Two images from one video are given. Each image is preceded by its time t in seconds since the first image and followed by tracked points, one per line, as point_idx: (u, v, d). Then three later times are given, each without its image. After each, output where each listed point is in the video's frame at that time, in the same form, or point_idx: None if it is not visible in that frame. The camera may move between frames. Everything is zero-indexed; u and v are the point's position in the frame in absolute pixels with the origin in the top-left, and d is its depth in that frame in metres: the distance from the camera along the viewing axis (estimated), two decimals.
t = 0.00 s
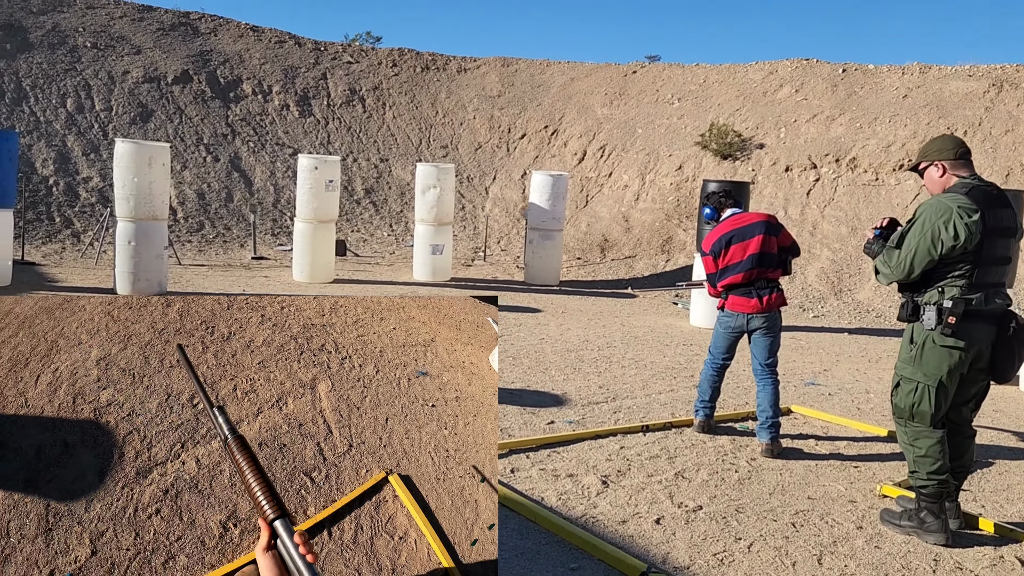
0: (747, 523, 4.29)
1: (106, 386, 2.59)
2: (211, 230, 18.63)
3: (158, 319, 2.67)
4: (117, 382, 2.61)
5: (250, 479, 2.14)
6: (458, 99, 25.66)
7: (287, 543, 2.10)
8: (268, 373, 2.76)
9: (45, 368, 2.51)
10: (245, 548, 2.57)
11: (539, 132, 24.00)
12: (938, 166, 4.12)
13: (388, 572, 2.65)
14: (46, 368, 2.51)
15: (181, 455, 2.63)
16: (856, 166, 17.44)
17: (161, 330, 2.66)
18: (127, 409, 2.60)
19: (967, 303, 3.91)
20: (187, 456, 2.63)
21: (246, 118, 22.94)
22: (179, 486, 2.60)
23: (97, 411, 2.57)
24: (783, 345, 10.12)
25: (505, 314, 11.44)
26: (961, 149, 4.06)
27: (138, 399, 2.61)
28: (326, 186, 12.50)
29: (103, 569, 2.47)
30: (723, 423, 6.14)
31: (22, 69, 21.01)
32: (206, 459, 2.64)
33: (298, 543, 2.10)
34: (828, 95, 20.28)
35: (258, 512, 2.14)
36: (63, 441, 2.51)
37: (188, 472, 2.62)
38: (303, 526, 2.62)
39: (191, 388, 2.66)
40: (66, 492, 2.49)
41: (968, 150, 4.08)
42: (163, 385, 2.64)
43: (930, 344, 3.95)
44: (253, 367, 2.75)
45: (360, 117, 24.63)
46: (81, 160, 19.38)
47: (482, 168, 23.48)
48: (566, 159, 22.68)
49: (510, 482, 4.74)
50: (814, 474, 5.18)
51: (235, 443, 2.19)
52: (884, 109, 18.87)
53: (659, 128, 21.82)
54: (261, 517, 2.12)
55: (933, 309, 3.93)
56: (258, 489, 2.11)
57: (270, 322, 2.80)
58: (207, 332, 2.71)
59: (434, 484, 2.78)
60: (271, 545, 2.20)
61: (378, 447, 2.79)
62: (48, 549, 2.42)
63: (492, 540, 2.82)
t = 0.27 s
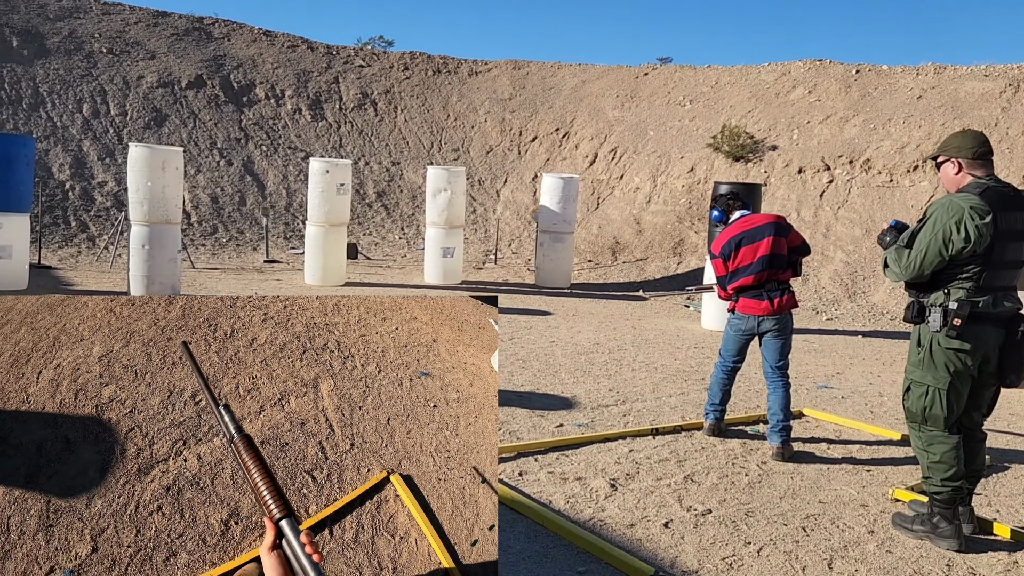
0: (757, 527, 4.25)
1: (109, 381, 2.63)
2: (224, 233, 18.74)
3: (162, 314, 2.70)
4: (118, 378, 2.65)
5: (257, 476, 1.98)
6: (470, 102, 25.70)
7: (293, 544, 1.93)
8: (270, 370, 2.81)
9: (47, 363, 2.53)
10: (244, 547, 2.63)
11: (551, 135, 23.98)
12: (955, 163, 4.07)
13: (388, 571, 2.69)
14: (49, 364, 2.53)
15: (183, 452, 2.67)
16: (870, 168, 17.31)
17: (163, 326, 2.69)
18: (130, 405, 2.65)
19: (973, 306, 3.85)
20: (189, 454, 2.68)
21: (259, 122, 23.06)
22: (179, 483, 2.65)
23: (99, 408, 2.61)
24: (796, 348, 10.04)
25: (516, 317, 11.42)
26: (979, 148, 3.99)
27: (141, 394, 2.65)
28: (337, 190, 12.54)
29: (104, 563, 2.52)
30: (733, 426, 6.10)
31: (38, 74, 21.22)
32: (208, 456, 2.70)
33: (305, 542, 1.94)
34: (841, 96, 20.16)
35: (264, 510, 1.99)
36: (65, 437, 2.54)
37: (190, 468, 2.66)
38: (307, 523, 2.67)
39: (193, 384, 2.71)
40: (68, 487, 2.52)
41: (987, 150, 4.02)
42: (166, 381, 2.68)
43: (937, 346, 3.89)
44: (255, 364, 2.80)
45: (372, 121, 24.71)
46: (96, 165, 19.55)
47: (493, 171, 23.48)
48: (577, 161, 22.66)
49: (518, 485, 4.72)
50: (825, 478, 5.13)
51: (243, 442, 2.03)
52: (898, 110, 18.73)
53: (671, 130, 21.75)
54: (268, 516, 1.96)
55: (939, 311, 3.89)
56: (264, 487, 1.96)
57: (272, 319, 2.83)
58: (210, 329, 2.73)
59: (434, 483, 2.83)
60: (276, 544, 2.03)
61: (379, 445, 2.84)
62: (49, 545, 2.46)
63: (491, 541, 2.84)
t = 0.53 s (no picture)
0: (766, 524, 4.25)
1: (108, 379, 3.32)
2: (234, 234, 18.78)
3: (162, 317, 3.44)
4: (118, 374, 3.33)
5: (257, 477, 1.99)
6: (478, 102, 25.73)
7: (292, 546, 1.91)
8: (271, 371, 3.48)
9: (48, 362, 3.20)
10: (243, 544, 3.22)
11: (558, 134, 23.99)
12: (967, 157, 4.07)
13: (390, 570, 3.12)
14: (49, 363, 3.20)
15: (183, 450, 3.32)
16: (879, 166, 17.25)
17: (161, 329, 3.40)
18: (128, 403, 3.32)
19: (979, 303, 3.84)
20: (189, 451, 3.33)
21: (267, 124, 23.15)
22: (178, 481, 3.27)
23: (99, 405, 3.28)
24: (804, 347, 10.03)
25: (524, 316, 11.44)
26: (991, 141, 3.97)
27: (142, 393, 3.33)
28: (345, 190, 12.59)
29: (102, 562, 3.14)
30: (742, 425, 6.09)
31: (50, 78, 21.37)
32: (205, 453, 3.34)
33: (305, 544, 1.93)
34: (850, 94, 20.09)
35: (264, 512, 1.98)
36: (64, 434, 3.20)
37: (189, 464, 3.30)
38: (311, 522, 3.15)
39: (191, 385, 3.40)
40: (67, 485, 3.15)
41: (999, 143, 4.00)
42: (167, 379, 3.38)
43: (943, 345, 3.92)
44: (257, 364, 3.48)
45: (380, 121, 24.77)
46: (107, 167, 19.64)
47: (501, 171, 23.50)
48: (585, 161, 22.66)
49: (528, 482, 4.73)
50: (835, 476, 5.12)
51: (243, 444, 2.05)
52: (908, 108, 18.65)
53: (679, 129, 21.72)
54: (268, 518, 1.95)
55: (943, 309, 3.91)
56: (263, 488, 1.95)
57: (275, 319, 3.57)
58: (210, 329, 3.46)
59: (434, 484, 3.32)
60: (276, 547, 2.07)
61: (377, 444, 3.42)
62: (50, 541, 3.07)
63: (490, 542, 3.25)
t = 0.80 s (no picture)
0: (769, 518, 4.32)
1: (109, 376, 3.18)
2: (236, 235, 18.90)
3: (164, 313, 3.23)
4: (119, 372, 3.18)
5: (264, 486, 1.96)
6: (478, 102, 25.82)
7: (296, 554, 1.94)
8: (272, 369, 3.29)
9: (48, 358, 3.05)
10: (244, 543, 3.11)
11: (559, 134, 24.07)
12: (977, 154, 4.15)
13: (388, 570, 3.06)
14: (49, 359, 3.05)
15: (184, 448, 3.17)
16: (879, 165, 17.32)
17: (162, 325, 3.21)
18: (130, 401, 3.17)
19: (981, 300, 3.91)
20: (190, 450, 3.18)
21: (269, 125, 23.24)
22: (179, 480, 3.14)
23: (99, 403, 3.14)
24: (806, 344, 10.08)
25: (526, 315, 11.50)
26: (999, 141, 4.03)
27: (143, 391, 3.17)
28: (347, 191, 12.62)
29: (102, 560, 3.02)
30: (745, 421, 6.16)
31: (52, 78, 21.40)
32: (207, 451, 3.19)
33: (309, 554, 1.94)
34: (850, 94, 20.17)
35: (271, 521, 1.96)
36: (64, 432, 3.07)
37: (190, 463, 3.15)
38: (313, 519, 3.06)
39: (194, 382, 3.23)
40: (67, 483, 3.04)
41: (1010, 143, 4.05)
42: (168, 376, 3.21)
43: (945, 340, 4.00)
44: (257, 363, 3.29)
45: (381, 122, 24.85)
46: (110, 168, 19.74)
47: (502, 171, 23.57)
48: (586, 160, 22.73)
49: (534, 478, 4.80)
50: (836, 471, 5.19)
51: (250, 452, 1.99)
52: (907, 107, 18.73)
53: (679, 129, 21.79)
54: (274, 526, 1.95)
55: (945, 305, 4.00)
56: (271, 497, 1.93)
57: (275, 318, 3.35)
58: (212, 326, 3.26)
59: (435, 485, 3.20)
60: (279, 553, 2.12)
61: (378, 445, 3.25)
62: (48, 540, 2.98)
63: (490, 543, 3.19)
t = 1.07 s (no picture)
0: (768, 514, 4.39)
1: (106, 374, 3.34)
2: (234, 234, 18.93)
3: (160, 313, 3.44)
4: (115, 370, 3.35)
5: (274, 486, 1.96)
6: (475, 103, 25.88)
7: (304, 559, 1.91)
8: (271, 367, 3.51)
9: (46, 356, 3.23)
10: (240, 541, 3.22)
11: (556, 135, 24.13)
12: (989, 155, 4.21)
13: (388, 568, 3.09)
14: (46, 356, 3.23)
15: (180, 445, 3.34)
16: (874, 166, 17.44)
17: (160, 323, 3.42)
18: (126, 398, 3.33)
19: (987, 298, 3.98)
20: (187, 447, 3.35)
21: (267, 125, 23.27)
22: (175, 477, 3.29)
23: (97, 400, 3.31)
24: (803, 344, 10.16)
25: (525, 315, 11.56)
26: (1012, 143, 4.09)
27: (140, 389, 3.35)
28: (346, 191, 12.70)
29: (99, 558, 3.13)
30: (742, 419, 6.24)
31: (48, 79, 21.38)
32: (204, 448, 3.36)
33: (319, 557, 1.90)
34: (845, 94, 20.28)
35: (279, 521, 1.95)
36: (61, 429, 3.23)
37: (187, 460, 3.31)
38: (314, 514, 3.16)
39: (190, 380, 3.42)
40: (64, 480, 3.20)
41: None
42: (164, 374, 3.39)
43: (950, 336, 4.07)
44: (255, 359, 3.51)
45: (378, 122, 24.91)
46: (107, 168, 19.75)
47: (499, 171, 23.64)
48: (583, 161, 22.81)
49: (535, 475, 4.87)
50: (833, 468, 5.27)
51: (262, 453, 2.01)
52: (902, 108, 18.85)
53: (675, 129, 21.89)
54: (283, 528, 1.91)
55: (953, 303, 4.07)
56: (279, 498, 1.92)
57: (274, 315, 3.60)
58: (209, 324, 3.49)
59: (435, 481, 3.29)
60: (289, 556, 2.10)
61: (376, 440, 3.43)
62: (45, 537, 3.10)
63: (490, 540, 3.23)
